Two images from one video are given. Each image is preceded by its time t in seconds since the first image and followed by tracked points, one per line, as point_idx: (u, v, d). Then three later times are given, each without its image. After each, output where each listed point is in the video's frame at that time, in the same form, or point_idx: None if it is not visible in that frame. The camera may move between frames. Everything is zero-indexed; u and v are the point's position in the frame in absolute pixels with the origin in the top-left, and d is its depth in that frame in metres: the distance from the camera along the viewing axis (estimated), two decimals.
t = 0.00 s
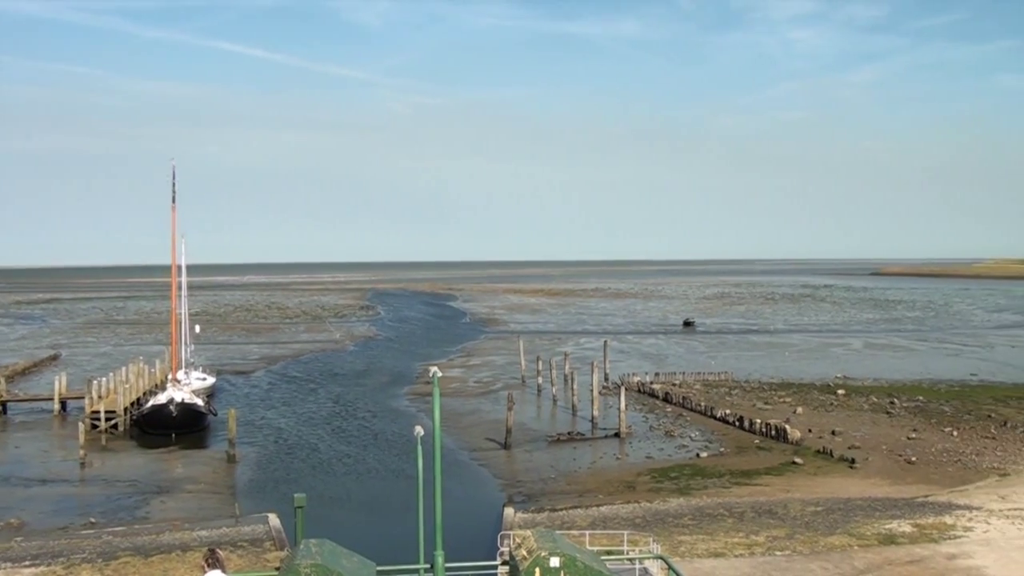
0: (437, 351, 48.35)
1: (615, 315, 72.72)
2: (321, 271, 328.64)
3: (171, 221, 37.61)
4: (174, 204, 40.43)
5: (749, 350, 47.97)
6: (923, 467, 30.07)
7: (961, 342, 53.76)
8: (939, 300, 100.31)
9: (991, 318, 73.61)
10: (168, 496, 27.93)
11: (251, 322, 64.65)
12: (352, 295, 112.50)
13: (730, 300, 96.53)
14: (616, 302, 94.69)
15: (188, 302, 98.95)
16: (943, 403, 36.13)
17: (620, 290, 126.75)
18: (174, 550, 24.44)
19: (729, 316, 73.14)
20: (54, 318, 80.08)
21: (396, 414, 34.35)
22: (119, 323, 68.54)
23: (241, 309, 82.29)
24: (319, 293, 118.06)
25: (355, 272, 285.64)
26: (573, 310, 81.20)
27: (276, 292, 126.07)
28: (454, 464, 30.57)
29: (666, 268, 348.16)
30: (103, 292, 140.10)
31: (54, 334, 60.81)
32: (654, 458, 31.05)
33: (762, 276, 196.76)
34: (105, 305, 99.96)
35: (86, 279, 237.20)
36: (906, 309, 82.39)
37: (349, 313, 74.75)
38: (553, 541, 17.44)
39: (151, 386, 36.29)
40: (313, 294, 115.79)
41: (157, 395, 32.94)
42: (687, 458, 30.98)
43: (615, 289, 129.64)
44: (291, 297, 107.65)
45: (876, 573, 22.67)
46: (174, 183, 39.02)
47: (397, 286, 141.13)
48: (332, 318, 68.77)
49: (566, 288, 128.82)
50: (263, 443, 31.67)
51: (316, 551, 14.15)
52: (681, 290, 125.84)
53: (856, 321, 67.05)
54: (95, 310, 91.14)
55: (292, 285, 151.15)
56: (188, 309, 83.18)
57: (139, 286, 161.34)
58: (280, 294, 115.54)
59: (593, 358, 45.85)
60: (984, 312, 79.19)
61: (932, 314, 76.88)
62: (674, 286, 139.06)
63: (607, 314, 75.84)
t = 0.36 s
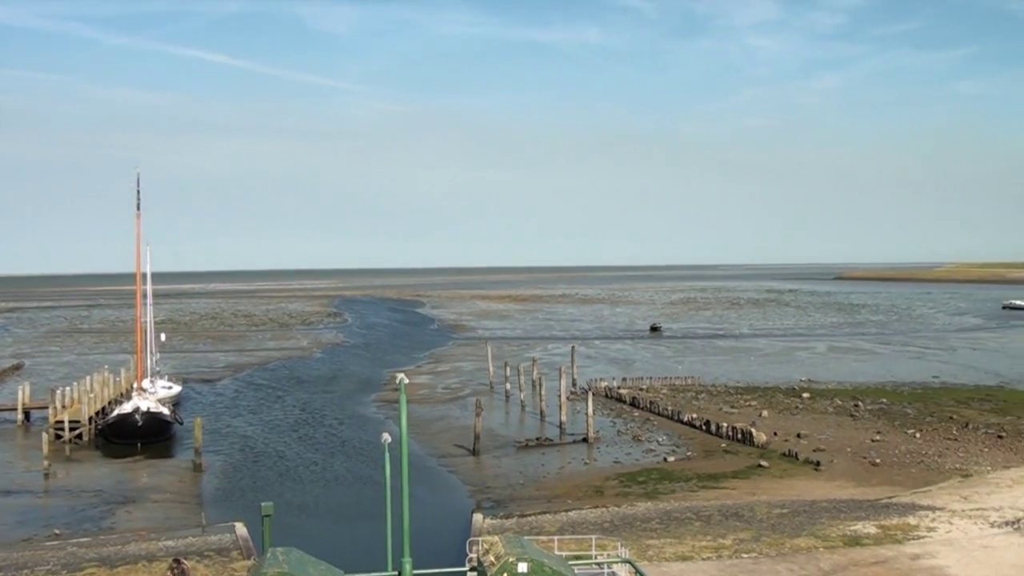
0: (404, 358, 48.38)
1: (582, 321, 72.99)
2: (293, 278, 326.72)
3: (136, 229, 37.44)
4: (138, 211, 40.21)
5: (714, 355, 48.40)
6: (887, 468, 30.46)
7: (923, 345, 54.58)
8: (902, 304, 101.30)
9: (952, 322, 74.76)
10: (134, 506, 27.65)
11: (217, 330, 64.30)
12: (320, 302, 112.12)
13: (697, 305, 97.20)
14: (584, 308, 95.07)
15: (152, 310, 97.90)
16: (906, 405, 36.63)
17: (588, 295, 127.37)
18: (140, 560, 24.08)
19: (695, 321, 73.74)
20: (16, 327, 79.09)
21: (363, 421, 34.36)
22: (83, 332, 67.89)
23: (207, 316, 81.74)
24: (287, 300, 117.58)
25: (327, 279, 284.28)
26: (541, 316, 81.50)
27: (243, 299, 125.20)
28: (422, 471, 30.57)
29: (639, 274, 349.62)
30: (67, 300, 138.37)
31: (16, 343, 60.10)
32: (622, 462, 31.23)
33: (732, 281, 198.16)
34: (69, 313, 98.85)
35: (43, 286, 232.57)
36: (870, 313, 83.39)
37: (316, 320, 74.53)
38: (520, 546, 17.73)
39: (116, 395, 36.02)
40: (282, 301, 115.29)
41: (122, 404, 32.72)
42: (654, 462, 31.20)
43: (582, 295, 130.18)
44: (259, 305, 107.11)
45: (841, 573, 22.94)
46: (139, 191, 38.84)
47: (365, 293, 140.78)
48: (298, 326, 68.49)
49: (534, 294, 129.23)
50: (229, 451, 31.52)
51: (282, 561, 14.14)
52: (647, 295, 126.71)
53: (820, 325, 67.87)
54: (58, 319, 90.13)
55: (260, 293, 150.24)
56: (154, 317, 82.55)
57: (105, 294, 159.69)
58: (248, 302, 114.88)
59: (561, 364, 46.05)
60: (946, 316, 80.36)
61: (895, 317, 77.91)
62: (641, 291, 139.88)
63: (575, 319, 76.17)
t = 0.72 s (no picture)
0: (369, 364, 48.35)
1: (546, 326, 73.29)
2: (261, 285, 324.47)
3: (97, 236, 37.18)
4: (99, 218, 39.92)
5: (676, 359, 48.84)
6: (847, 469, 30.88)
7: (881, 347, 55.47)
8: (861, 307, 102.26)
9: (910, 324, 76.02)
10: (95, 516, 27.35)
11: (178, 338, 63.78)
12: (284, 309, 111.48)
13: (661, 310, 97.85)
14: (548, 313, 95.44)
15: (113, 318, 96.53)
16: (865, 407, 37.17)
17: (553, 300, 127.78)
18: (102, 570, 23.74)
19: (657, 325, 74.32)
20: None
21: (327, 428, 34.37)
22: (42, 341, 67.03)
23: (169, 324, 81.02)
24: (251, 307, 116.80)
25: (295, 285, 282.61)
26: (505, 321, 81.70)
27: (206, 306, 124.00)
28: (387, 476, 30.61)
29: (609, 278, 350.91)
30: (27, 308, 136.44)
31: None
32: (586, 466, 31.44)
33: (699, 285, 199.13)
34: (27, 321, 97.40)
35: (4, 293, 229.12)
36: (830, 316, 84.46)
37: (280, 326, 74.15)
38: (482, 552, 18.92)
39: (76, 404, 35.68)
40: (245, 308, 114.62)
41: (83, 413, 32.46)
42: (618, 466, 31.43)
43: (546, 300, 130.59)
44: (222, 311, 106.29)
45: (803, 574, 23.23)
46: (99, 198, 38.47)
47: (330, 300, 140.17)
48: (261, 332, 68.05)
49: (499, 300, 129.38)
50: (191, 459, 31.38)
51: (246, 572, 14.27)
52: (611, 300, 127.37)
53: (781, 328, 68.71)
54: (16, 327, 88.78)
55: (224, 300, 149.01)
56: (114, 325, 81.63)
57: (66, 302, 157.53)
58: (211, 309, 113.88)
59: (525, 369, 46.22)
60: (904, 319, 81.63)
61: (854, 320, 79.06)
62: (605, 296, 140.65)
63: (539, 324, 76.44)
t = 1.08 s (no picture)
0: (329, 369, 48.20)
1: (506, 330, 73.47)
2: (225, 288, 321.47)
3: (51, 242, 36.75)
4: (52, 223, 39.45)
5: (636, 362, 49.22)
6: (804, 470, 31.26)
7: (837, 349, 56.26)
8: (819, 308, 103.63)
9: (866, 325, 77.16)
10: (51, 526, 26.95)
11: (134, 344, 63.06)
12: (244, 314, 110.57)
13: (621, 313, 98.44)
14: (509, 316, 95.69)
15: (67, 324, 95.07)
16: (822, 408, 37.67)
17: (516, 304, 127.95)
18: None
19: (617, 328, 74.82)
20: None
21: (286, 434, 34.26)
22: None
23: (126, 330, 80.07)
24: (210, 312, 115.72)
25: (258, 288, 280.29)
26: (466, 325, 81.76)
27: (165, 312, 122.53)
28: (347, 482, 30.55)
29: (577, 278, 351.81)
30: None
31: None
32: (547, 469, 31.59)
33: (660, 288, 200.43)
34: None
35: None
36: (788, 318, 85.56)
37: (239, 332, 73.62)
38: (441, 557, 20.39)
39: (31, 412, 35.20)
40: (204, 313, 113.64)
41: (38, 421, 32.06)
42: (578, 469, 31.61)
43: (509, 303, 130.75)
44: (180, 317, 105.21)
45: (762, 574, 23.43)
46: (54, 203, 37.93)
47: (292, 305, 139.18)
48: (219, 338, 67.47)
49: (462, 303, 129.28)
50: (148, 467, 31.12)
51: None
52: (573, 303, 127.82)
53: (739, 331, 69.45)
54: None
55: (184, 304, 147.30)
56: (69, 331, 80.48)
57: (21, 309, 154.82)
58: (170, 314, 112.57)
59: (485, 373, 46.31)
60: (860, 320, 82.92)
61: (811, 322, 80.05)
62: (568, 300, 141.29)
63: (500, 328, 76.63)
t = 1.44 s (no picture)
0: (285, 374, 47.91)
1: (463, 333, 73.52)
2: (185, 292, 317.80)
3: None
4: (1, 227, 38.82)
5: (592, 365, 49.50)
6: (759, 470, 31.61)
7: (791, 350, 56.98)
8: (774, 310, 105.01)
9: (820, 327, 78.27)
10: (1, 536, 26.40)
11: (85, 350, 62.11)
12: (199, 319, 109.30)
13: (578, 316, 98.95)
14: (467, 320, 95.66)
15: (17, 330, 93.44)
16: (777, 409, 38.13)
17: (475, 308, 127.87)
18: None
19: (573, 331, 75.16)
20: None
21: (241, 440, 34.03)
22: None
23: (77, 336, 78.87)
24: (165, 317, 114.28)
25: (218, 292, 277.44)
26: (423, 329, 81.66)
27: (118, 317, 120.59)
28: (303, 487, 30.42)
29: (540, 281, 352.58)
30: None
31: None
32: (504, 473, 31.67)
33: (619, 291, 201.68)
34: None
35: None
36: (743, 320, 86.57)
37: (193, 337, 72.88)
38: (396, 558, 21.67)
39: None
40: (158, 319, 112.35)
41: None
42: (535, 472, 31.71)
43: (468, 307, 130.70)
44: (134, 323, 103.80)
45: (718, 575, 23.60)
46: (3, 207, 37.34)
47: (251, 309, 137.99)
48: (173, 344, 66.67)
49: (421, 307, 128.91)
50: (101, 474, 30.74)
51: None
52: (532, 307, 128.10)
53: (695, 333, 70.10)
54: None
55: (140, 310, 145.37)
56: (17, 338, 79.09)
57: None
58: (123, 320, 110.97)
59: (443, 377, 46.32)
60: (814, 322, 84.11)
61: (766, 324, 80.96)
62: (527, 303, 141.64)
63: (457, 331, 76.66)
